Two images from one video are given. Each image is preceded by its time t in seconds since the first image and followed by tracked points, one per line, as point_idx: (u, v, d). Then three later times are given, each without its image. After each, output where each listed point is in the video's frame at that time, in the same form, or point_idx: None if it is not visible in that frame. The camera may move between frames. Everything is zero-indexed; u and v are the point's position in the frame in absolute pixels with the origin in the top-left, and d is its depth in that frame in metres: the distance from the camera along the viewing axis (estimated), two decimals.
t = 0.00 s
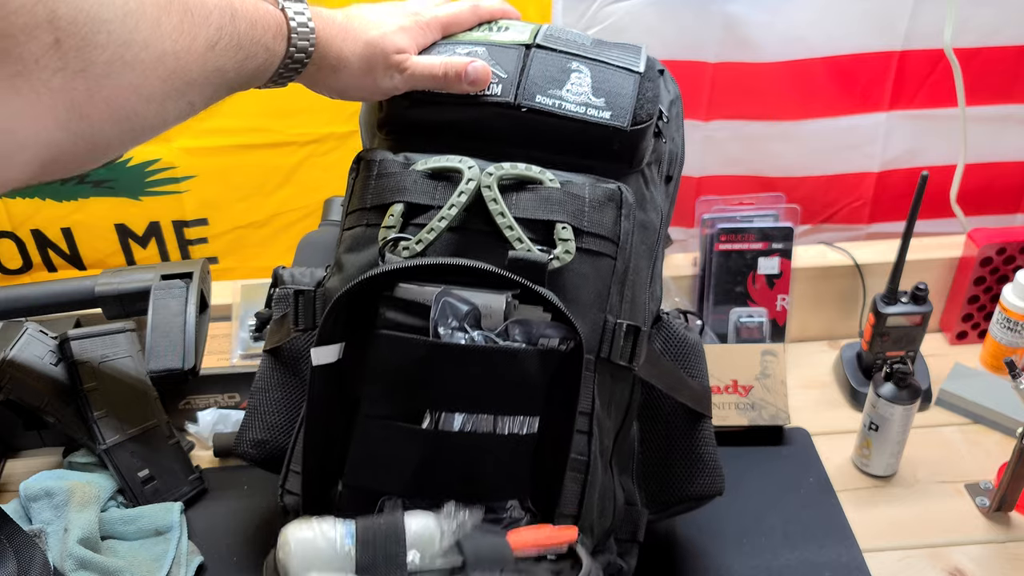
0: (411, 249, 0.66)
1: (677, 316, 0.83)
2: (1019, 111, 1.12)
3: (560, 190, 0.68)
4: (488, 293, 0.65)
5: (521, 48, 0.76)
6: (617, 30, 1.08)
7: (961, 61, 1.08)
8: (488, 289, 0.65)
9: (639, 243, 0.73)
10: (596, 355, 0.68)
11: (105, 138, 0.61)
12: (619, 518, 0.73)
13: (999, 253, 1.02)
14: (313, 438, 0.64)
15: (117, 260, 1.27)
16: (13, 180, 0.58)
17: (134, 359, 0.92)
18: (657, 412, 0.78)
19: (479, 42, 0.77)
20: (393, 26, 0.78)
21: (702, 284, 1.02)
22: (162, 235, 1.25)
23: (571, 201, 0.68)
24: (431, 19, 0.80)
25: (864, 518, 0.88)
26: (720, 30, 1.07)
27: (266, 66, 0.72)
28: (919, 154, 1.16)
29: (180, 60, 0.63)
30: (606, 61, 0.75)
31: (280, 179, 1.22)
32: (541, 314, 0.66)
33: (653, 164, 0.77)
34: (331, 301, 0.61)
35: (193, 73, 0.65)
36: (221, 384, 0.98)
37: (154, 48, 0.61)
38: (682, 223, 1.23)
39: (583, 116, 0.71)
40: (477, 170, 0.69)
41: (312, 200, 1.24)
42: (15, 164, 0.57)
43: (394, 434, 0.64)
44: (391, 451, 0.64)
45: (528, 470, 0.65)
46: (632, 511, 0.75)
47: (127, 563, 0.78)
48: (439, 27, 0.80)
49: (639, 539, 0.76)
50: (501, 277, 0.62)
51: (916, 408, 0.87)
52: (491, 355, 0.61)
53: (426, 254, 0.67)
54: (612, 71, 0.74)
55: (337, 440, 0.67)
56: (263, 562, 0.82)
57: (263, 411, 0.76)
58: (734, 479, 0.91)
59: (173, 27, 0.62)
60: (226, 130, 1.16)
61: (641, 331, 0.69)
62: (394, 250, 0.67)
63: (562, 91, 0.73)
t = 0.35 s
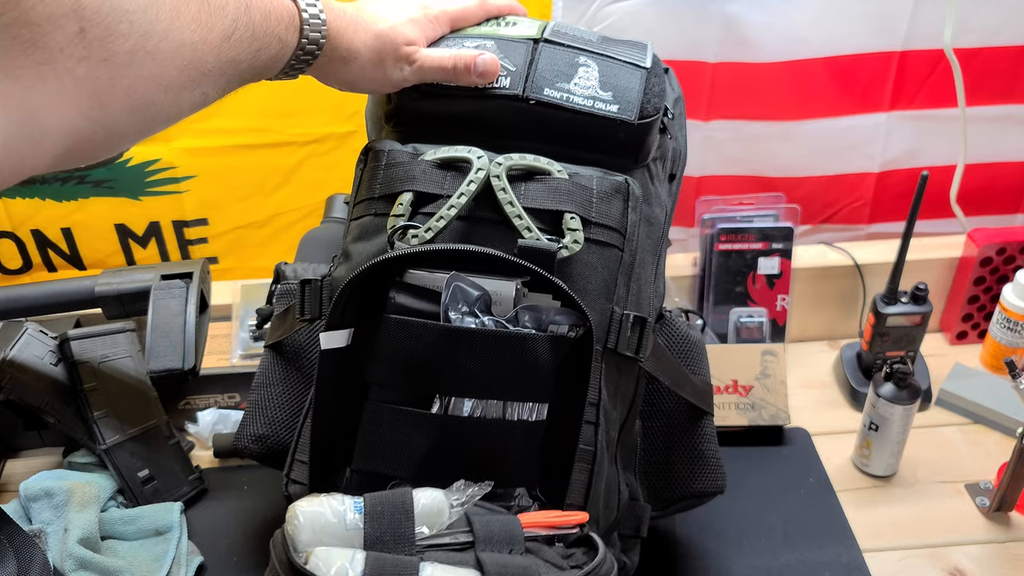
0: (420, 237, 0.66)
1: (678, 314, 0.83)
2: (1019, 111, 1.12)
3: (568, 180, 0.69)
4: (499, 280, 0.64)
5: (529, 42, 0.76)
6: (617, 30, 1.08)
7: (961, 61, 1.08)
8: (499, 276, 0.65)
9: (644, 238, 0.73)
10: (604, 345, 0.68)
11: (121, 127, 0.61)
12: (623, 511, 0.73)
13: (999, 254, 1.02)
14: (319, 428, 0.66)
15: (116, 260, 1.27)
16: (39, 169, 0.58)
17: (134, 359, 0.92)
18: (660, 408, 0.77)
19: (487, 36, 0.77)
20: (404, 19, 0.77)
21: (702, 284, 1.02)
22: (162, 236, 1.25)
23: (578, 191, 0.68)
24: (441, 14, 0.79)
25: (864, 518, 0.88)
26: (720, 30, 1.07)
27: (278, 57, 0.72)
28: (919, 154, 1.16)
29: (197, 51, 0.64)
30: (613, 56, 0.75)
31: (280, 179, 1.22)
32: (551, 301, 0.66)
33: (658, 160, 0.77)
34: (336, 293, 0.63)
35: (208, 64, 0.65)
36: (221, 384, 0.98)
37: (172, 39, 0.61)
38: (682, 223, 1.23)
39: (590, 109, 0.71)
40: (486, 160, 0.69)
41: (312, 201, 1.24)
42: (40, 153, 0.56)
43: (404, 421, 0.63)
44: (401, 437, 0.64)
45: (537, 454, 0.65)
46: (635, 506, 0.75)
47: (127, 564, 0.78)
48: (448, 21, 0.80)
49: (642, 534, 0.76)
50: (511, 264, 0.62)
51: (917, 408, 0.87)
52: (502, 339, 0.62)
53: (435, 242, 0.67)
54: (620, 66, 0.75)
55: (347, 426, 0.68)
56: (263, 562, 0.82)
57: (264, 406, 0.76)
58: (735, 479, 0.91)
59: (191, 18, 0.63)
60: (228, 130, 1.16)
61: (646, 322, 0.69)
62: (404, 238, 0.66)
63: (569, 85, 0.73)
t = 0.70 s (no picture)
0: (412, 256, 0.67)
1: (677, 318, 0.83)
2: (1019, 111, 1.12)
3: (561, 197, 0.68)
4: (488, 302, 0.64)
5: (523, 52, 0.76)
6: (617, 29, 1.08)
7: (962, 61, 1.08)
8: (489, 297, 0.65)
9: (639, 248, 0.73)
10: (597, 362, 0.68)
11: (107, 132, 0.61)
12: (620, 522, 0.73)
13: (999, 254, 1.02)
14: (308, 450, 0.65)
15: (117, 260, 1.27)
16: (19, 171, 0.58)
17: (134, 359, 0.92)
18: (657, 416, 0.78)
19: (482, 46, 0.77)
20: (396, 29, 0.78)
21: (702, 284, 1.02)
22: (162, 236, 1.25)
23: (571, 208, 0.68)
24: (434, 22, 0.80)
25: (865, 518, 0.88)
26: (720, 30, 1.07)
27: (268, 66, 0.72)
28: (919, 154, 1.16)
29: (187, 58, 0.63)
30: (608, 66, 0.75)
31: (280, 178, 1.22)
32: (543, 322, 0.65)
33: (654, 169, 0.77)
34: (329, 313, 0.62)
35: (199, 71, 0.65)
36: (222, 384, 0.98)
37: (163, 45, 0.61)
38: (682, 223, 1.23)
39: (585, 122, 0.71)
40: (478, 176, 0.69)
41: (312, 201, 1.24)
42: (21, 156, 0.56)
43: (397, 442, 0.64)
44: (392, 459, 0.64)
45: (529, 475, 0.65)
46: (632, 515, 0.75)
47: (127, 563, 0.78)
48: (442, 29, 0.80)
49: (639, 544, 0.76)
50: (502, 286, 0.61)
51: (916, 409, 0.87)
52: (493, 364, 0.61)
53: (427, 263, 0.67)
54: (615, 75, 0.74)
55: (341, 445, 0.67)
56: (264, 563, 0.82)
57: (263, 413, 0.76)
58: (735, 479, 0.91)
59: (182, 24, 0.63)
60: (227, 130, 1.16)
61: (641, 338, 0.69)
62: (396, 257, 0.67)
63: (564, 96, 0.73)
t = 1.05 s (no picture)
0: (417, 252, 0.67)
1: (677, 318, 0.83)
2: (1019, 111, 1.12)
3: (565, 194, 0.68)
4: (494, 298, 0.64)
5: (527, 51, 0.76)
6: (617, 29, 1.08)
7: (962, 61, 1.08)
8: (494, 293, 0.65)
9: (643, 247, 0.73)
10: (602, 359, 0.68)
11: (118, 132, 0.61)
12: (622, 520, 0.73)
13: (999, 253, 1.02)
14: (313, 446, 0.65)
15: (117, 260, 1.27)
16: (31, 174, 0.58)
17: (134, 359, 0.92)
18: (659, 415, 0.78)
19: (485, 44, 0.77)
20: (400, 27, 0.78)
21: (702, 284, 1.02)
22: (162, 236, 1.25)
23: (575, 205, 0.68)
24: (437, 21, 0.80)
25: (864, 518, 0.88)
26: (720, 30, 1.07)
27: (274, 65, 0.72)
28: (919, 154, 1.16)
29: (195, 58, 0.64)
30: (611, 64, 0.75)
31: (281, 178, 1.22)
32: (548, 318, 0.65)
33: (657, 167, 0.77)
34: (333, 309, 0.62)
35: (206, 71, 0.65)
36: (222, 384, 0.98)
37: (171, 45, 0.61)
38: (683, 223, 1.23)
39: (588, 120, 0.71)
40: (483, 173, 0.69)
41: (313, 200, 1.24)
42: (32, 158, 0.56)
43: (401, 439, 0.64)
44: (397, 455, 0.64)
45: (535, 473, 0.65)
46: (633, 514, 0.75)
47: (127, 563, 0.78)
48: (445, 28, 0.80)
49: (641, 542, 0.75)
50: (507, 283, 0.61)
51: (917, 408, 0.87)
52: (497, 360, 0.62)
53: (432, 259, 0.67)
54: (619, 74, 0.74)
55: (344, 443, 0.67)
56: (264, 562, 0.82)
57: (264, 412, 0.76)
58: (735, 480, 0.91)
59: (189, 25, 0.63)
60: (227, 130, 1.16)
61: (645, 335, 0.69)
62: (401, 253, 0.67)
63: (567, 95, 0.73)
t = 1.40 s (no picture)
0: (414, 255, 0.67)
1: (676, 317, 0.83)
2: (1019, 111, 1.12)
3: (562, 196, 0.68)
4: (490, 301, 0.64)
5: (524, 52, 0.76)
6: (617, 30, 1.08)
7: (961, 61, 1.08)
8: (489, 296, 0.65)
9: (641, 248, 0.73)
10: (599, 360, 0.68)
11: (113, 136, 0.61)
12: (621, 521, 0.73)
13: (999, 254, 1.02)
14: (312, 450, 0.65)
15: (117, 260, 1.27)
16: (26, 179, 0.57)
17: (134, 359, 0.91)
18: (658, 416, 0.78)
19: (482, 46, 0.77)
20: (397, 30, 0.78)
21: (702, 284, 1.02)
22: (162, 236, 1.25)
23: (572, 207, 0.68)
24: (434, 23, 0.80)
25: (864, 518, 0.88)
26: (720, 30, 1.07)
27: (270, 69, 0.72)
28: (919, 154, 1.16)
29: (190, 62, 0.64)
30: (609, 65, 0.75)
31: (281, 178, 1.22)
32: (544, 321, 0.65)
33: (655, 168, 0.77)
34: (331, 309, 0.61)
35: (200, 74, 0.65)
36: (221, 384, 0.98)
37: (166, 49, 0.61)
38: (682, 223, 1.23)
39: (586, 121, 0.71)
40: (480, 176, 0.69)
41: (313, 201, 1.24)
42: (27, 162, 0.56)
43: (399, 441, 0.64)
44: (395, 458, 0.65)
45: (532, 474, 0.65)
46: (632, 515, 0.75)
47: (127, 563, 0.78)
48: (443, 29, 0.80)
49: (639, 543, 0.76)
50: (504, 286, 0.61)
51: (917, 409, 0.87)
52: (494, 363, 0.62)
53: (429, 262, 0.67)
54: (615, 75, 0.74)
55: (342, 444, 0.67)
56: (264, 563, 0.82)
57: (264, 414, 0.76)
58: (735, 480, 0.91)
59: (184, 28, 0.63)
60: (227, 130, 1.16)
61: (642, 337, 0.69)
62: (398, 256, 0.67)
63: (565, 96, 0.73)
